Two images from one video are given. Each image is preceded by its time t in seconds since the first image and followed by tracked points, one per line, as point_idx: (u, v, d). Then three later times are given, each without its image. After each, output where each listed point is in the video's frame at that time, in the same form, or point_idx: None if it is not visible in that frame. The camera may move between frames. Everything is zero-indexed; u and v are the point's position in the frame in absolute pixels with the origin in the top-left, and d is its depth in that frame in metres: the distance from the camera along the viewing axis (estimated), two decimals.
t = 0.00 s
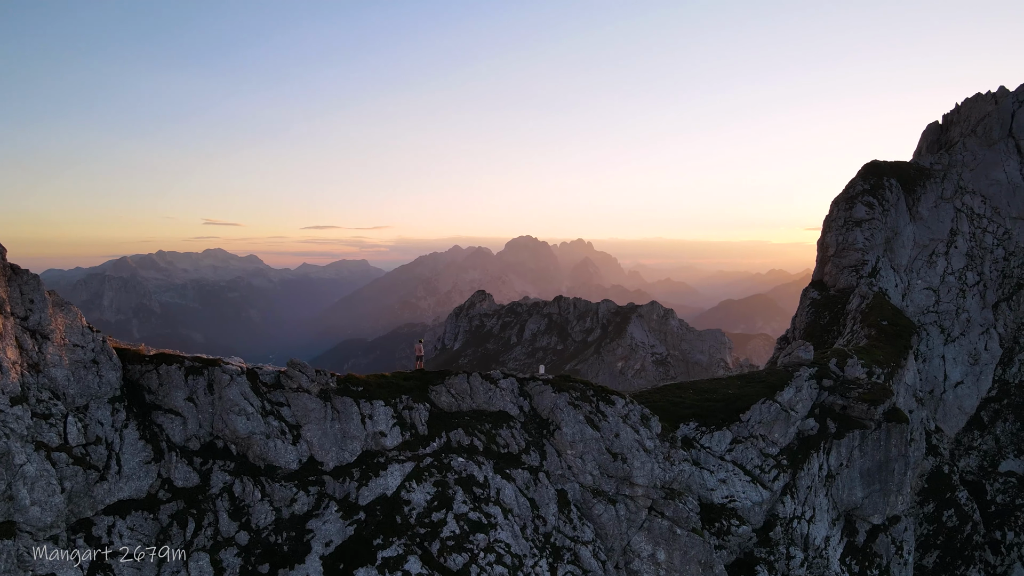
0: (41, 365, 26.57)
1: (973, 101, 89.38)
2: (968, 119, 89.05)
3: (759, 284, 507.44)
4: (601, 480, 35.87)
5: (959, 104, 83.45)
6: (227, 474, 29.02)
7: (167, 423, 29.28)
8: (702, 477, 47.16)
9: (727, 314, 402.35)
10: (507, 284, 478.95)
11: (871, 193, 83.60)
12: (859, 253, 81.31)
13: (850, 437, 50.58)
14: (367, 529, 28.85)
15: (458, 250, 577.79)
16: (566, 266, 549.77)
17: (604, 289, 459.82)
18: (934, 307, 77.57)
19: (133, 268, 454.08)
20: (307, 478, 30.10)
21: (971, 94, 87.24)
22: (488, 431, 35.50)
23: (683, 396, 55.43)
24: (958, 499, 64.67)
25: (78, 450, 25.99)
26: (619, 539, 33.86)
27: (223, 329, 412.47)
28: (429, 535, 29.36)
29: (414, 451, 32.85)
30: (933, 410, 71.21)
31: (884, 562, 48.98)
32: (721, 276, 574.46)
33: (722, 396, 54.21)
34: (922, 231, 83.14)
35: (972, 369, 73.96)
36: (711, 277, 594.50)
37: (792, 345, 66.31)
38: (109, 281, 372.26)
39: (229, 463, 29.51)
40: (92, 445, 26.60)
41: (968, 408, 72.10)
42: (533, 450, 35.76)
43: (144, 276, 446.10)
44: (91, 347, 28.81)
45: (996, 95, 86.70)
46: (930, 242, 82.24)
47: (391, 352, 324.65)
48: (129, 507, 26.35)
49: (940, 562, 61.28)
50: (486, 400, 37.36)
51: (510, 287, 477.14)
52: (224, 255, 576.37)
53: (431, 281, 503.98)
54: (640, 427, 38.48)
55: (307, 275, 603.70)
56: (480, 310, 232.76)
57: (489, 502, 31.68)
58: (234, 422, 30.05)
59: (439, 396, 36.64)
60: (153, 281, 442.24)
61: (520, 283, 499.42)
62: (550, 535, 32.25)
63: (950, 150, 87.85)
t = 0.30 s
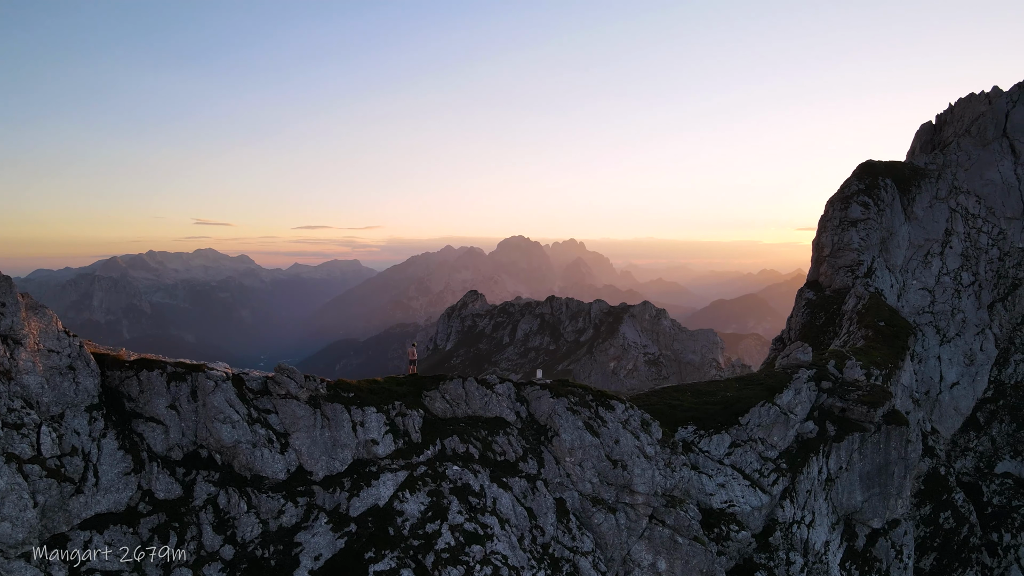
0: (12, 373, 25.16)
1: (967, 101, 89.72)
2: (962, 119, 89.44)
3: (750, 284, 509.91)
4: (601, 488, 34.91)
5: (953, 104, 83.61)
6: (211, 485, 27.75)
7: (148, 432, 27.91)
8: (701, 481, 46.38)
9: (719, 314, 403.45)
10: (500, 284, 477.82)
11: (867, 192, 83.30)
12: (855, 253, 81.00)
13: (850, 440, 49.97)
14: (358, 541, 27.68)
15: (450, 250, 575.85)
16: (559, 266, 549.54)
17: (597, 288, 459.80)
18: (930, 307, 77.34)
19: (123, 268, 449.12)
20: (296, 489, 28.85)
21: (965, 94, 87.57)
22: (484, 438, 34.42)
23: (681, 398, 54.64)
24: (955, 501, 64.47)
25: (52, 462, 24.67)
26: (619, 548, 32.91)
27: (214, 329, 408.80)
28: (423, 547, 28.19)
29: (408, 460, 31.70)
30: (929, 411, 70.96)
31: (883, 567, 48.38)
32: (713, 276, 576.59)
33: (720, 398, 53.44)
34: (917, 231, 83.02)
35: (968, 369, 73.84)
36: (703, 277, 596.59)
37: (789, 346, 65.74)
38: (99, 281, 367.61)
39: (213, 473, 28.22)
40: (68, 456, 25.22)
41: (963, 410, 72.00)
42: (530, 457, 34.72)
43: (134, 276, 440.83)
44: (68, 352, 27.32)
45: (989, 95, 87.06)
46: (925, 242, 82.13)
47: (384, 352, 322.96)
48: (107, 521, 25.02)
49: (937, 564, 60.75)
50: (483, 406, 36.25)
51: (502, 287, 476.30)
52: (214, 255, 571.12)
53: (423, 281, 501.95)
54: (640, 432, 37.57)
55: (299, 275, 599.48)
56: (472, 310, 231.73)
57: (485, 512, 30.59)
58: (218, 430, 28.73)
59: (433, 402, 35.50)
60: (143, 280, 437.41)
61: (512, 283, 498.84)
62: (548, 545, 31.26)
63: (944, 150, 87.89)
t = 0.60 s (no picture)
0: None
1: (960, 101, 89.94)
2: (955, 119, 89.58)
3: (741, 285, 512.30)
4: (599, 496, 33.96)
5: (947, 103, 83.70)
6: (193, 497, 26.43)
7: (126, 441, 26.52)
8: (699, 485, 45.60)
9: (710, 313, 404.76)
10: (492, 284, 476.88)
11: (861, 192, 83.23)
12: (850, 253, 80.77)
13: (849, 443, 49.44)
14: (348, 554, 26.52)
15: (442, 250, 573.84)
16: (550, 266, 549.20)
17: (589, 288, 459.86)
18: (925, 307, 77.22)
19: (113, 267, 443.82)
20: (282, 500, 27.62)
21: (958, 94, 87.82)
22: (478, 444, 33.34)
23: (678, 401, 53.75)
24: (950, 502, 64.26)
25: (22, 474, 23.25)
26: (618, 558, 31.96)
27: (204, 330, 404.66)
28: (415, 559, 27.06)
29: (399, 468, 30.57)
30: (925, 412, 70.74)
31: (882, 572, 47.84)
32: (704, 275, 578.87)
33: (718, 401, 52.61)
34: (911, 231, 82.93)
35: (963, 370, 73.78)
36: (694, 277, 598.69)
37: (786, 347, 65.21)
38: (89, 281, 363.27)
39: (195, 484, 26.90)
40: (39, 468, 23.79)
41: (958, 411, 71.71)
42: (526, 465, 33.71)
43: (123, 276, 435.26)
44: (40, 358, 25.93)
45: (982, 95, 87.26)
46: (920, 242, 82.06)
47: (376, 352, 320.94)
48: (80, 536, 23.62)
49: (934, 566, 60.28)
50: (477, 411, 35.22)
51: (494, 287, 475.34)
52: (204, 254, 565.41)
53: (415, 282, 499.85)
54: (640, 438, 36.67)
55: (289, 275, 595.14)
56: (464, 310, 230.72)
57: (480, 522, 29.53)
58: (200, 439, 27.39)
59: (425, 408, 34.37)
60: (133, 280, 432.38)
61: (504, 283, 497.99)
62: (545, 556, 30.26)
63: (938, 150, 87.96)
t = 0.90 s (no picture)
0: None
1: (953, 101, 90.18)
2: (948, 119, 89.75)
3: (732, 285, 514.39)
4: (599, 505, 33.03)
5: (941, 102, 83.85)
6: (173, 510, 25.11)
7: (103, 452, 25.12)
8: (697, 490, 44.77)
9: (702, 313, 405.99)
10: (484, 285, 475.75)
11: (856, 192, 83.39)
12: (845, 253, 80.63)
13: (848, 446, 48.87)
14: (338, 569, 25.33)
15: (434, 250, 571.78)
16: (543, 266, 548.69)
17: (581, 288, 459.80)
18: (919, 308, 77.31)
19: (102, 267, 438.95)
20: (268, 512, 26.35)
21: (951, 94, 88.04)
22: (473, 452, 32.26)
23: (675, 404, 52.87)
24: (946, 504, 63.96)
25: None
26: (618, 569, 31.05)
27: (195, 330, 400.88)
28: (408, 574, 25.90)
29: (391, 478, 29.41)
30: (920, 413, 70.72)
31: None
32: (696, 275, 580.74)
33: (716, 404, 51.75)
34: (906, 231, 83.03)
35: (958, 371, 73.95)
36: (685, 277, 600.67)
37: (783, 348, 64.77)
38: (78, 281, 358.76)
39: (176, 497, 25.56)
40: (8, 481, 22.35)
41: (954, 411, 72.00)
42: (523, 473, 32.68)
43: (112, 276, 430.25)
44: (10, 364, 24.39)
45: (975, 96, 87.56)
46: (914, 242, 82.20)
47: (367, 352, 319.13)
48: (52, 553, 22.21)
49: (930, 569, 59.99)
50: (472, 418, 34.13)
51: (486, 287, 474.41)
52: (194, 254, 560.60)
53: (407, 282, 497.51)
54: (640, 444, 35.81)
55: (280, 275, 590.82)
56: (456, 310, 229.89)
57: (475, 534, 28.46)
58: (182, 449, 26.08)
59: (418, 415, 33.21)
60: (122, 281, 427.48)
61: (496, 283, 497.05)
62: (542, 568, 29.26)
63: (932, 150, 88.08)
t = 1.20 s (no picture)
0: None
1: (945, 101, 91.08)
2: (940, 118, 90.59)
3: (723, 285, 517.03)
4: (598, 512, 32.19)
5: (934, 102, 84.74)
6: (154, 523, 23.84)
7: (79, 461, 23.87)
8: (695, 494, 43.88)
9: (693, 313, 407.86)
10: (475, 285, 474.81)
11: (850, 192, 83.43)
12: (840, 253, 80.75)
13: (847, 448, 48.38)
14: None
15: (426, 250, 569.99)
16: (535, 266, 548.66)
17: (573, 288, 460.23)
18: (914, 308, 77.52)
19: (92, 267, 434.79)
20: (255, 524, 25.16)
21: (944, 94, 89.01)
22: (469, 459, 31.22)
23: (672, 407, 51.89)
24: (942, 505, 63.79)
25: None
26: None
27: (186, 330, 396.56)
28: None
29: (383, 487, 28.32)
30: (915, 413, 70.62)
31: None
32: (687, 275, 583.54)
33: (713, 407, 50.88)
34: (900, 231, 83.29)
35: (953, 371, 74.17)
36: (676, 278, 603.34)
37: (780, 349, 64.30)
38: (66, 281, 355.04)
39: (157, 509, 24.32)
40: None
41: (949, 411, 72.11)
42: (521, 481, 31.75)
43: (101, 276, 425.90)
44: None
45: (968, 96, 88.56)
46: (908, 242, 82.44)
47: (358, 353, 317.21)
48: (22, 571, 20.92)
49: (926, 570, 59.67)
50: (468, 423, 33.11)
51: (477, 287, 473.36)
52: (184, 254, 555.25)
53: (398, 282, 495.43)
54: (640, 450, 35.01)
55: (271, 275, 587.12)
56: (447, 311, 229.60)
57: (471, 544, 27.43)
58: (163, 458, 24.86)
59: (412, 421, 32.12)
60: (111, 281, 423.12)
61: (488, 283, 495.99)
62: None
63: (925, 150, 88.99)
